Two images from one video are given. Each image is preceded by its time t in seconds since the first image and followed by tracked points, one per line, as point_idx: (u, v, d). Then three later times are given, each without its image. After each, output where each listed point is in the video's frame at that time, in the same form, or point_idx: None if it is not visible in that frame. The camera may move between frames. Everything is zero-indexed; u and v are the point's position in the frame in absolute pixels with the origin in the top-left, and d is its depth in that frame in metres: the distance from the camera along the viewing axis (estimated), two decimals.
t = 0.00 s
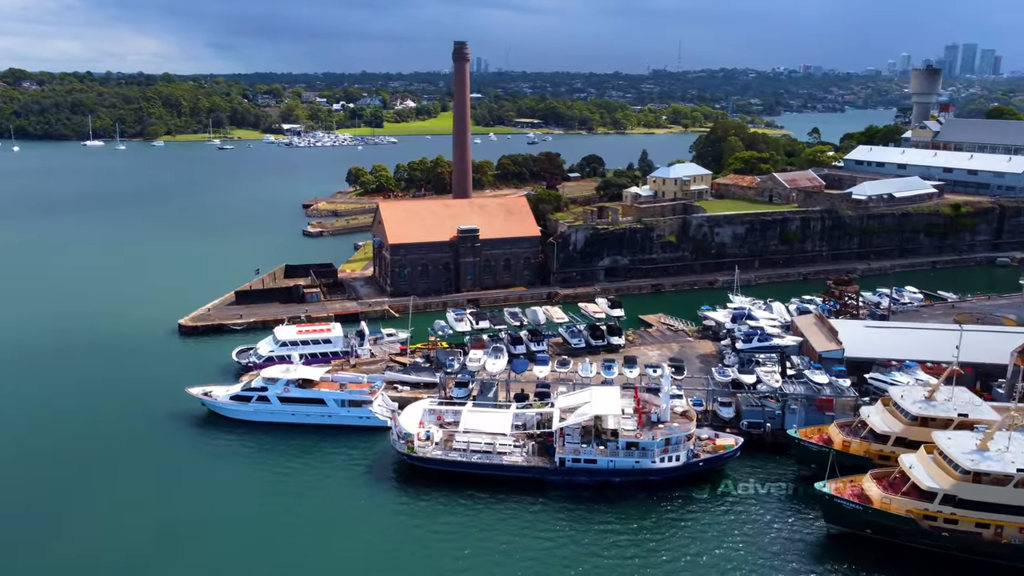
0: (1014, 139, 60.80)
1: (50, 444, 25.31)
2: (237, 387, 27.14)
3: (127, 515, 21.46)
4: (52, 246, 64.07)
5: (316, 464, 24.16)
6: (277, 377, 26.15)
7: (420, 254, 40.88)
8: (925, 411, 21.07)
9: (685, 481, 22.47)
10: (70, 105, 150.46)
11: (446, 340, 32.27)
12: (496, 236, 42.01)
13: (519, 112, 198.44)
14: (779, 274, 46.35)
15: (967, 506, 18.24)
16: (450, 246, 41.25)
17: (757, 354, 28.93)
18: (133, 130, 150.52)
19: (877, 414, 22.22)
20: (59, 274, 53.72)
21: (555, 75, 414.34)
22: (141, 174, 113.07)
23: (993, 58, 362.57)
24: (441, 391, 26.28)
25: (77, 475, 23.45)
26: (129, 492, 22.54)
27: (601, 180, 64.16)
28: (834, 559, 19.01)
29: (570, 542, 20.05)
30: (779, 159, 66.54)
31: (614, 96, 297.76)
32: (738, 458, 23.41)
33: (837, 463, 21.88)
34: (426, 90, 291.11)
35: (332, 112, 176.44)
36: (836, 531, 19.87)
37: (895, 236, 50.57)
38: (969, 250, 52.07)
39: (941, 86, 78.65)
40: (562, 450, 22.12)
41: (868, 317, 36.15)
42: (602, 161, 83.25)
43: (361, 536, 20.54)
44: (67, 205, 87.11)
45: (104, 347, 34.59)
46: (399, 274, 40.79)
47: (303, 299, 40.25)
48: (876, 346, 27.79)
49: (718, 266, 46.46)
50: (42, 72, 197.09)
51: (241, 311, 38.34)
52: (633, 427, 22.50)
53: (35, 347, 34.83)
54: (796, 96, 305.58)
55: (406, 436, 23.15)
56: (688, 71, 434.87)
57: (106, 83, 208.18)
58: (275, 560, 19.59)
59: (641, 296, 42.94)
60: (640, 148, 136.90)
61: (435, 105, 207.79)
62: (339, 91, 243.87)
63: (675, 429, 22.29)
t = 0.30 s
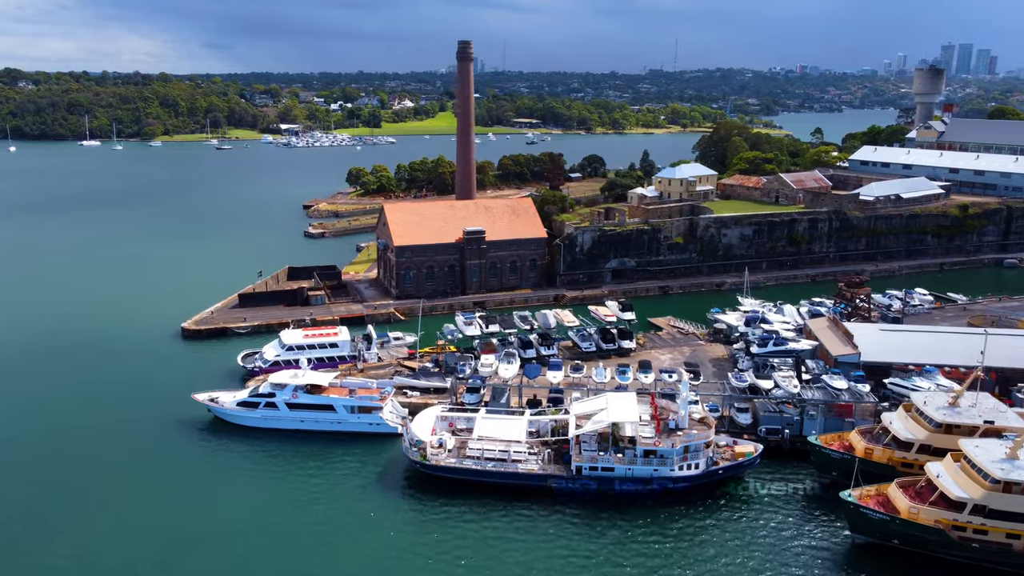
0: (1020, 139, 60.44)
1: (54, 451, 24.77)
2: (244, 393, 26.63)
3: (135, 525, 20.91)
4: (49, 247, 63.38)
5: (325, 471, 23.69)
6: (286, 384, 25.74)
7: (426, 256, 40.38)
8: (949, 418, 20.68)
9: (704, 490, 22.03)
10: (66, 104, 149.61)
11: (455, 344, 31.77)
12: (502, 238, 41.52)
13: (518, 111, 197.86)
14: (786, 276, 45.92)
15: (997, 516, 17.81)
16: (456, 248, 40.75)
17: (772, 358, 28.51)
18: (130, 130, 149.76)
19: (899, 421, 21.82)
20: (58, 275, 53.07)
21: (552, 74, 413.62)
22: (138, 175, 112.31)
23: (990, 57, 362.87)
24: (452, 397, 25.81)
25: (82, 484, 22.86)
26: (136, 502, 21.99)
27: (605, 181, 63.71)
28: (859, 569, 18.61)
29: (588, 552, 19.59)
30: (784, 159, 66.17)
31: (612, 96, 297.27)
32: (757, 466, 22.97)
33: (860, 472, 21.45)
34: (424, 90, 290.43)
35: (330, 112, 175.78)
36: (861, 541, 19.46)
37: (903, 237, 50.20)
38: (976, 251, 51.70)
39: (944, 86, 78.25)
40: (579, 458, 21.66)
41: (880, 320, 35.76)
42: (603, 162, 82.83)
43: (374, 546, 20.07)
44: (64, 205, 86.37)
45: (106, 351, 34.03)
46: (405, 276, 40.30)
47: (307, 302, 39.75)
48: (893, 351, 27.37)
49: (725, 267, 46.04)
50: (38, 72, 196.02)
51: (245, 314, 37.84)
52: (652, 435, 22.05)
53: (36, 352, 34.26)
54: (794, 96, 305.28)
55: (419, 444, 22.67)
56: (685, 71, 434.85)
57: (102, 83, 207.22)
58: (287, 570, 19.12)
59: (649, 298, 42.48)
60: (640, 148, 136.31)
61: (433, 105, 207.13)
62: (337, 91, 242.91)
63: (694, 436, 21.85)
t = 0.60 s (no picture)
0: None
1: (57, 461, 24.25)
2: (252, 399, 26.12)
3: (140, 537, 20.44)
4: (47, 248, 62.66)
5: (335, 479, 23.20)
6: (294, 390, 25.22)
7: (432, 258, 39.90)
8: (974, 424, 20.24)
9: (723, 499, 21.59)
10: (62, 105, 148.73)
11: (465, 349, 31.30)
12: (508, 239, 41.03)
13: (516, 111, 197.30)
14: (794, 277, 45.50)
15: None
16: (462, 250, 40.25)
17: (788, 362, 28.09)
18: (127, 130, 148.97)
19: (922, 427, 21.39)
20: (56, 277, 52.38)
21: (549, 74, 413.37)
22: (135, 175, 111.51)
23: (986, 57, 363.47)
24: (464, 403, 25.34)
25: (86, 495, 22.38)
26: (142, 512, 21.50)
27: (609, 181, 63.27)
28: None
29: (607, 563, 19.11)
30: (788, 160, 65.77)
31: (610, 96, 296.83)
32: (776, 474, 22.54)
33: (884, 480, 21.03)
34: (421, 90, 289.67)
35: (327, 112, 175.04)
36: (886, 552, 19.03)
37: (910, 238, 49.84)
38: (984, 252, 51.36)
39: (947, 86, 77.90)
40: (596, 467, 21.19)
41: (893, 322, 35.32)
42: (604, 162, 82.37)
43: (387, 557, 19.57)
44: (62, 206, 85.70)
45: (108, 357, 33.47)
46: (410, 279, 39.80)
47: (311, 305, 39.22)
48: (912, 355, 26.98)
49: (733, 269, 45.63)
50: (34, 72, 194.97)
51: (249, 318, 37.31)
52: (671, 442, 21.59)
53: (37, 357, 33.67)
54: (791, 95, 305.24)
55: (433, 452, 22.19)
56: (682, 71, 434.51)
57: (99, 83, 206.20)
58: None
59: (656, 300, 42.01)
60: (639, 148, 135.78)
61: (431, 105, 206.41)
62: (334, 90, 242.02)
63: (714, 443, 21.39)
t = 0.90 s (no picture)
0: None
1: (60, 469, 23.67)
2: (259, 405, 25.63)
3: (147, 547, 19.87)
4: (44, 249, 61.91)
5: (346, 487, 22.71)
6: (303, 396, 24.72)
7: (438, 260, 39.41)
8: (999, 431, 19.85)
9: (743, 508, 21.15)
10: (58, 104, 147.76)
11: (475, 353, 30.98)
12: (515, 241, 40.54)
13: (514, 111, 196.82)
14: (803, 279, 45.07)
15: None
16: (468, 252, 39.77)
17: (804, 367, 27.65)
18: (123, 130, 148.08)
19: (946, 435, 20.99)
20: (54, 278, 51.66)
21: (545, 74, 413.01)
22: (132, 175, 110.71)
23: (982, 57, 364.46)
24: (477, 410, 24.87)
25: (90, 503, 21.81)
26: (148, 521, 20.94)
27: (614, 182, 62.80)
28: None
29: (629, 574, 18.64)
30: (792, 160, 65.41)
31: (607, 96, 296.46)
32: (796, 482, 22.11)
33: (908, 488, 20.64)
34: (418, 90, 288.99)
35: (325, 112, 174.30)
36: (914, 563, 18.59)
37: (918, 239, 49.48)
38: (991, 253, 51.06)
39: (950, 86, 77.62)
40: (615, 476, 20.74)
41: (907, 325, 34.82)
42: (605, 162, 81.96)
43: (402, 567, 19.06)
44: (59, 206, 84.96)
45: (109, 361, 32.86)
46: (416, 281, 39.30)
47: (315, 308, 38.69)
48: (931, 359, 26.58)
49: (741, 270, 45.21)
50: (29, 71, 193.86)
51: (252, 321, 36.73)
52: (690, 451, 21.18)
53: (36, 362, 33.02)
54: (788, 95, 305.02)
55: (447, 461, 21.72)
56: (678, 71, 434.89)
57: (94, 83, 205.14)
58: None
59: (664, 302, 41.53)
60: (638, 148, 135.34)
61: (429, 105, 205.67)
62: (331, 91, 241.25)
63: (735, 451, 20.98)
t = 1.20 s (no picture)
0: None
1: (64, 477, 23.12)
2: (268, 412, 25.12)
3: (154, 560, 19.28)
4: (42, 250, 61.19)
5: (358, 495, 22.24)
6: (313, 403, 24.21)
7: (444, 262, 38.93)
8: None
9: (766, 516, 20.72)
10: (54, 105, 146.79)
11: (486, 357, 30.58)
12: (522, 243, 40.07)
13: (512, 112, 196.29)
14: (811, 281, 44.69)
15: None
16: (474, 254, 39.31)
17: (821, 372, 27.24)
18: (120, 130, 147.19)
19: (972, 442, 20.60)
20: (53, 279, 50.99)
21: (542, 74, 412.68)
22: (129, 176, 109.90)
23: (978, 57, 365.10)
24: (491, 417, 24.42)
25: (95, 513, 21.22)
26: (154, 532, 20.35)
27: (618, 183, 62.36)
28: None
29: None
30: (796, 161, 65.13)
31: (605, 96, 296.12)
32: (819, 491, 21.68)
33: (934, 496, 20.24)
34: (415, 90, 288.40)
35: (322, 112, 173.59)
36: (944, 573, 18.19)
37: (926, 240, 49.13)
38: (998, 254, 50.77)
39: (953, 86, 77.35)
40: (635, 484, 20.28)
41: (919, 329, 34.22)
42: (605, 162, 81.61)
43: None
44: (55, 206, 84.23)
45: (111, 365, 32.28)
46: (422, 283, 38.81)
47: (320, 311, 38.17)
48: (951, 363, 26.19)
49: (749, 272, 44.84)
50: (24, 71, 192.77)
51: (257, 325, 36.20)
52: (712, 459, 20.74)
53: (37, 365, 32.41)
54: (786, 95, 304.90)
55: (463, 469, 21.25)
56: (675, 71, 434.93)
57: (90, 83, 204.05)
58: None
59: (672, 305, 41.10)
60: (637, 148, 134.93)
61: (426, 105, 205.09)
62: (328, 91, 240.48)
63: (757, 459, 20.56)
